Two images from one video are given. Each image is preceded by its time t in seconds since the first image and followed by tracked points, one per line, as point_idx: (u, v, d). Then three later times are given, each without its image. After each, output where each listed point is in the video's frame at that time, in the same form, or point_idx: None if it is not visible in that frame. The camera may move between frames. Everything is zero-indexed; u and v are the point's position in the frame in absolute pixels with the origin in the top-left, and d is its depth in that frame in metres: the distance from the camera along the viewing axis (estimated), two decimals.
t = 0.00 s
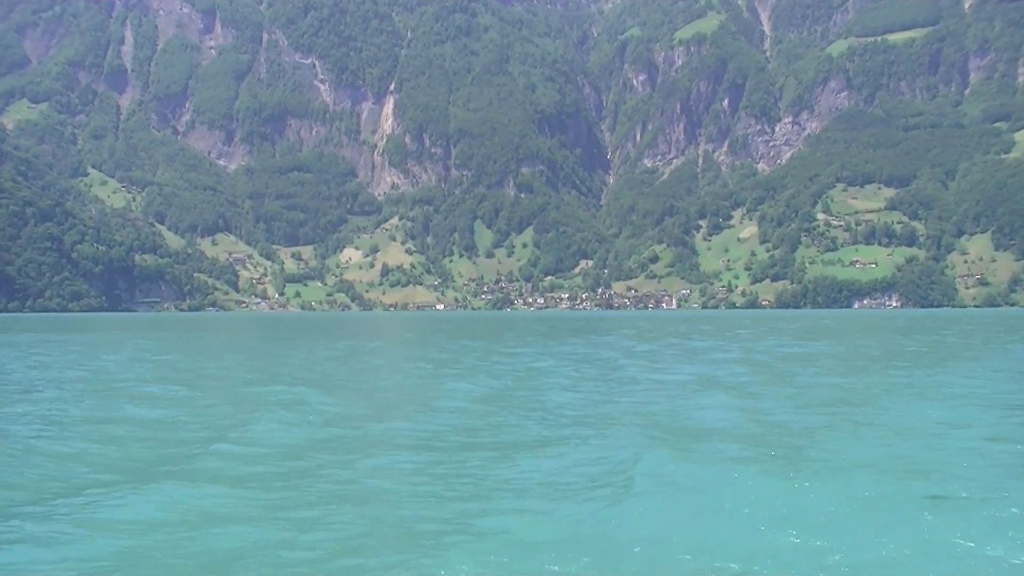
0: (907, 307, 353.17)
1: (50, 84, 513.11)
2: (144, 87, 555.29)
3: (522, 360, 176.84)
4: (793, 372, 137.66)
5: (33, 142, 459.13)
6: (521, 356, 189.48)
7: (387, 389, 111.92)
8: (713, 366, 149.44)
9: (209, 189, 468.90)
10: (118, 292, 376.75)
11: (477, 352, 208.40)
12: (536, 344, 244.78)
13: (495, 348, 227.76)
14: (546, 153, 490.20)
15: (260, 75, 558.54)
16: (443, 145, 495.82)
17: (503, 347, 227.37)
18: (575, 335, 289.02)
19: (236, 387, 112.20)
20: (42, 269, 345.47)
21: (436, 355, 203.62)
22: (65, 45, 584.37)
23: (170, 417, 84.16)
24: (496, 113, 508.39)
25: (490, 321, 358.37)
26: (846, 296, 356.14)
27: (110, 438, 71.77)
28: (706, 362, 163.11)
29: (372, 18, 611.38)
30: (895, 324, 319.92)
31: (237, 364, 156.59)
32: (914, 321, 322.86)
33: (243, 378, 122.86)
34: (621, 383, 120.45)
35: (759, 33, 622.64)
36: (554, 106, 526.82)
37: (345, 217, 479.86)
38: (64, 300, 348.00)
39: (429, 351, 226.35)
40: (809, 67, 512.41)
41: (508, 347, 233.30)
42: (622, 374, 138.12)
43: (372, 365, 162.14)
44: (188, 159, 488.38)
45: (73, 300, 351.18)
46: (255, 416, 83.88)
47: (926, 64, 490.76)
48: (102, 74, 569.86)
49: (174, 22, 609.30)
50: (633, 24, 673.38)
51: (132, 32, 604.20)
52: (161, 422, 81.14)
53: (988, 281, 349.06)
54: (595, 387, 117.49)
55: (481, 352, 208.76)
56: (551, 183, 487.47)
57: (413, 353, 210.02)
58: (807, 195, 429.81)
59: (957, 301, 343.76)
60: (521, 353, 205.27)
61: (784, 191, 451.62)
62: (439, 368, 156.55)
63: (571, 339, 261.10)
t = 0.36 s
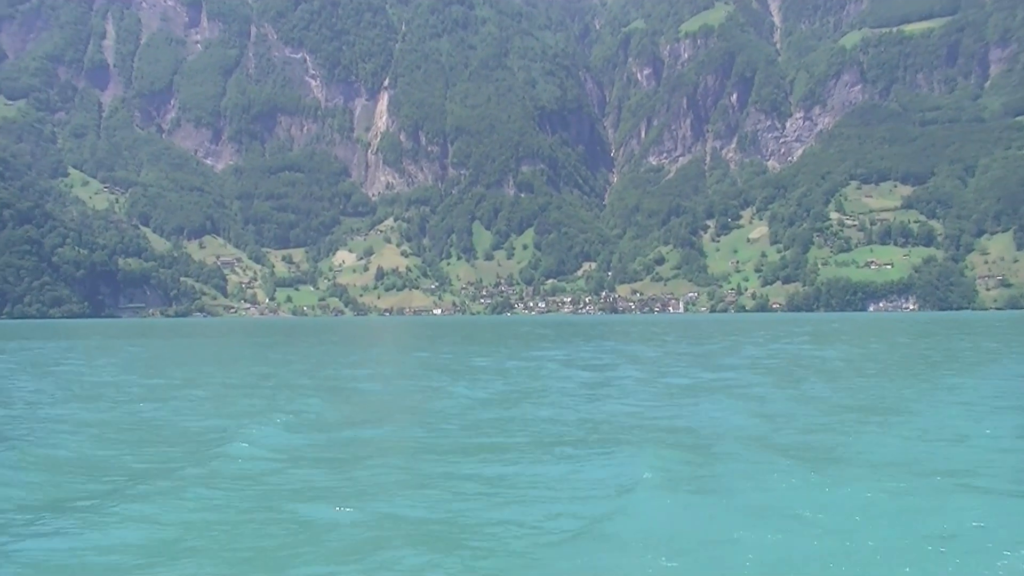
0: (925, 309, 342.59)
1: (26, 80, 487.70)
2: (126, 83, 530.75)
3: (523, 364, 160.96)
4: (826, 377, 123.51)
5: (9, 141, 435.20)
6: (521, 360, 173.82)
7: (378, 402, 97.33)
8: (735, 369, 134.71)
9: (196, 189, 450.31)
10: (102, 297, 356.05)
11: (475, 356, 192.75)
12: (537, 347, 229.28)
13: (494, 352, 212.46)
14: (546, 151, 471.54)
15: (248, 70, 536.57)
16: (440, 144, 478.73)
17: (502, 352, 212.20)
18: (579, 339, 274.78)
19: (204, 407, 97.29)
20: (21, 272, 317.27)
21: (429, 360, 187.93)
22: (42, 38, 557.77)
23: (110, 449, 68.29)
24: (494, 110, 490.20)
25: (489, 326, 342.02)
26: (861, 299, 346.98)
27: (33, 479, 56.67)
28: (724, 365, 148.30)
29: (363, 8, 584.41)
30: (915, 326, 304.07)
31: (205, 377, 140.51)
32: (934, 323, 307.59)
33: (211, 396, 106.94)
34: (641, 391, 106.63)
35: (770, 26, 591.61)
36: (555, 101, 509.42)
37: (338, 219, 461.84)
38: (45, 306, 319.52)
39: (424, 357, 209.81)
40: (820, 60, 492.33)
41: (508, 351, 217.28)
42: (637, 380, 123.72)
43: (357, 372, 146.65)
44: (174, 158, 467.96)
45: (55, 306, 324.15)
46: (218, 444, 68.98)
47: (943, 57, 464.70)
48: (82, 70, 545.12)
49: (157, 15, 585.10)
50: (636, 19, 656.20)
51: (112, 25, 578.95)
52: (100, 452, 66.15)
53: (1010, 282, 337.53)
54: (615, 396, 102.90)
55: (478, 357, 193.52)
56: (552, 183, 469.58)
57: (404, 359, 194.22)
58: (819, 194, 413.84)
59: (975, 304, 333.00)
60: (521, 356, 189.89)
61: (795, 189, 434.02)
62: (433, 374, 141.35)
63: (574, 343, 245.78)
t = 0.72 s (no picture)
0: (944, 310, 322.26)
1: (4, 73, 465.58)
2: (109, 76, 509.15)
3: (521, 370, 145.07)
4: (864, 387, 108.31)
5: None
6: (518, 364, 157.85)
7: (354, 424, 82.02)
8: (758, 377, 119.48)
9: (182, 188, 431.62)
10: (84, 300, 342.80)
11: (469, 361, 176.73)
12: (536, 352, 213.27)
13: (490, 357, 196.35)
14: (549, 147, 454.92)
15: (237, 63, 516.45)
16: (437, 140, 461.64)
17: (499, 357, 196.25)
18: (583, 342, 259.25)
19: (147, 429, 81.95)
20: None
21: (418, 365, 171.98)
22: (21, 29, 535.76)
23: None
24: (493, 104, 471.95)
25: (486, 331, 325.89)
26: (876, 299, 330.04)
27: None
28: (744, 369, 132.93)
29: None
30: (937, 327, 286.80)
31: (160, 385, 124.46)
32: (955, 323, 291.84)
33: (159, 414, 91.23)
34: (659, 408, 91.56)
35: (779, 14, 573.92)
36: (557, 95, 492.67)
37: (331, 218, 443.60)
38: (23, 310, 316.68)
39: (414, 362, 193.37)
40: (834, 50, 472.43)
41: (505, 355, 201.06)
42: (651, 390, 108.43)
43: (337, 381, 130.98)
44: (159, 155, 448.49)
45: (33, 310, 318.39)
46: (142, 494, 54.92)
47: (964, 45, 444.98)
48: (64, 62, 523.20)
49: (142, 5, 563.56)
50: (641, 10, 638.27)
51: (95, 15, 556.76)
52: None
53: None
54: (628, 415, 87.69)
55: (472, 362, 177.79)
56: (554, 180, 451.87)
57: (392, 363, 178.09)
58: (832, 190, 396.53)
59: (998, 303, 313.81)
60: (519, 360, 173.93)
61: (808, 185, 415.60)
62: (421, 381, 125.73)
63: (575, 348, 229.94)
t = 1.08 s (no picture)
0: (965, 311, 306.72)
1: None
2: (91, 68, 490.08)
3: (520, 375, 127.88)
4: (923, 397, 92.06)
5: None
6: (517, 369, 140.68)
7: (317, 450, 65.02)
8: (795, 384, 103.61)
9: (167, 184, 413.52)
10: (65, 302, 321.27)
11: (464, 364, 159.41)
12: (537, 354, 195.98)
13: (487, 360, 178.80)
14: (551, 141, 437.65)
15: (224, 53, 498.12)
16: (434, 134, 444.01)
17: (498, 360, 178.86)
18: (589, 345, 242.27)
19: (56, 457, 65.16)
20: None
21: (407, 368, 154.63)
22: None
23: None
24: (492, 96, 453.96)
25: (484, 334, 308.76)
26: (893, 299, 313.25)
27: None
28: (777, 376, 115.81)
29: None
30: (964, 326, 270.01)
31: (102, 394, 106.76)
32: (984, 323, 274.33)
33: (85, 435, 74.97)
34: (694, 426, 74.62)
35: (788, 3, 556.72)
36: (559, 86, 473.50)
37: (323, 215, 425.89)
38: None
39: (405, 364, 175.76)
40: (849, 38, 453.27)
41: (503, 358, 183.59)
42: (678, 402, 91.40)
43: (311, 390, 113.55)
44: (143, 149, 430.77)
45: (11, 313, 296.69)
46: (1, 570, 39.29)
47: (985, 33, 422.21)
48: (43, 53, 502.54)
49: None
50: None
51: (76, 3, 535.17)
52: None
53: None
54: (657, 437, 70.71)
55: (467, 365, 160.68)
56: (556, 176, 434.70)
57: (378, 367, 160.78)
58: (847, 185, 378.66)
59: None
60: (518, 364, 156.71)
61: (821, 180, 398.13)
62: (407, 390, 108.51)
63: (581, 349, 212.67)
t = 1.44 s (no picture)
0: (988, 311, 289.05)
1: None
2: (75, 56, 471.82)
3: (528, 381, 111.25)
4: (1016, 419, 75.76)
5: None
6: (524, 374, 124.34)
7: (271, 494, 48.61)
8: (852, 402, 87.21)
9: (153, 177, 396.19)
10: (45, 300, 305.52)
11: (464, 366, 142.76)
12: (543, 356, 179.29)
13: (487, 362, 162.36)
14: (554, 132, 419.93)
15: (213, 40, 480.13)
16: (432, 125, 426.64)
17: (501, 361, 162.31)
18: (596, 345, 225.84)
19: None
20: None
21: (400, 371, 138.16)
22: None
23: None
24: (494, 86, 436.46)
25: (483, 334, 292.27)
26: (913, 299, 294.99)
27: None
28: (828, 387, 99.38)
29: None
30: (996, 327, 253.20)
31: (34, 406, 89.91)
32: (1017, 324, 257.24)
33: None
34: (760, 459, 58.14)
35: None
36: (563, 75, 455.55)
37: (317, 210, 409.38)
38: None
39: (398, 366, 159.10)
40: (868, 25, 434.31)
41: (506, 359, 167.32)
42: (723, 421, 74.91)
43: (284, 396, 96.69)
44: (128, 140, 413.09)
45: None
46: None
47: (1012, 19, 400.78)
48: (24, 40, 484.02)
49: None
50: None
51: None
52: None
53: None
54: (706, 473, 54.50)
55: (467, 367, 144.15)
56: (560, 169, 416.99)
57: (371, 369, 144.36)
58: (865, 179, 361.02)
59: None
60: (521, 368, 140.08)
61: (838, 174, 380.18)
62: (400, 399, 91.93)
63: (590, 351, 196.24)
